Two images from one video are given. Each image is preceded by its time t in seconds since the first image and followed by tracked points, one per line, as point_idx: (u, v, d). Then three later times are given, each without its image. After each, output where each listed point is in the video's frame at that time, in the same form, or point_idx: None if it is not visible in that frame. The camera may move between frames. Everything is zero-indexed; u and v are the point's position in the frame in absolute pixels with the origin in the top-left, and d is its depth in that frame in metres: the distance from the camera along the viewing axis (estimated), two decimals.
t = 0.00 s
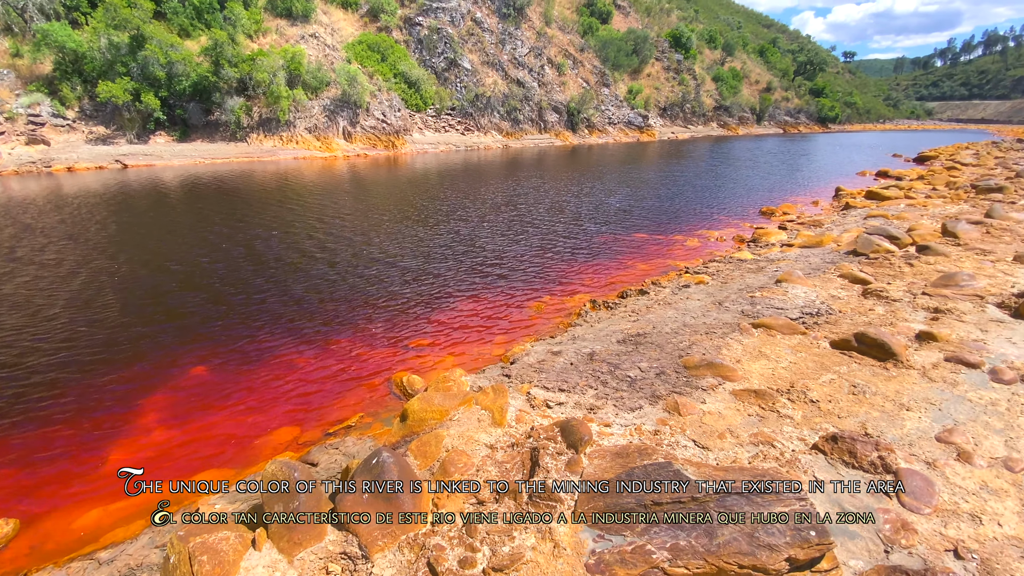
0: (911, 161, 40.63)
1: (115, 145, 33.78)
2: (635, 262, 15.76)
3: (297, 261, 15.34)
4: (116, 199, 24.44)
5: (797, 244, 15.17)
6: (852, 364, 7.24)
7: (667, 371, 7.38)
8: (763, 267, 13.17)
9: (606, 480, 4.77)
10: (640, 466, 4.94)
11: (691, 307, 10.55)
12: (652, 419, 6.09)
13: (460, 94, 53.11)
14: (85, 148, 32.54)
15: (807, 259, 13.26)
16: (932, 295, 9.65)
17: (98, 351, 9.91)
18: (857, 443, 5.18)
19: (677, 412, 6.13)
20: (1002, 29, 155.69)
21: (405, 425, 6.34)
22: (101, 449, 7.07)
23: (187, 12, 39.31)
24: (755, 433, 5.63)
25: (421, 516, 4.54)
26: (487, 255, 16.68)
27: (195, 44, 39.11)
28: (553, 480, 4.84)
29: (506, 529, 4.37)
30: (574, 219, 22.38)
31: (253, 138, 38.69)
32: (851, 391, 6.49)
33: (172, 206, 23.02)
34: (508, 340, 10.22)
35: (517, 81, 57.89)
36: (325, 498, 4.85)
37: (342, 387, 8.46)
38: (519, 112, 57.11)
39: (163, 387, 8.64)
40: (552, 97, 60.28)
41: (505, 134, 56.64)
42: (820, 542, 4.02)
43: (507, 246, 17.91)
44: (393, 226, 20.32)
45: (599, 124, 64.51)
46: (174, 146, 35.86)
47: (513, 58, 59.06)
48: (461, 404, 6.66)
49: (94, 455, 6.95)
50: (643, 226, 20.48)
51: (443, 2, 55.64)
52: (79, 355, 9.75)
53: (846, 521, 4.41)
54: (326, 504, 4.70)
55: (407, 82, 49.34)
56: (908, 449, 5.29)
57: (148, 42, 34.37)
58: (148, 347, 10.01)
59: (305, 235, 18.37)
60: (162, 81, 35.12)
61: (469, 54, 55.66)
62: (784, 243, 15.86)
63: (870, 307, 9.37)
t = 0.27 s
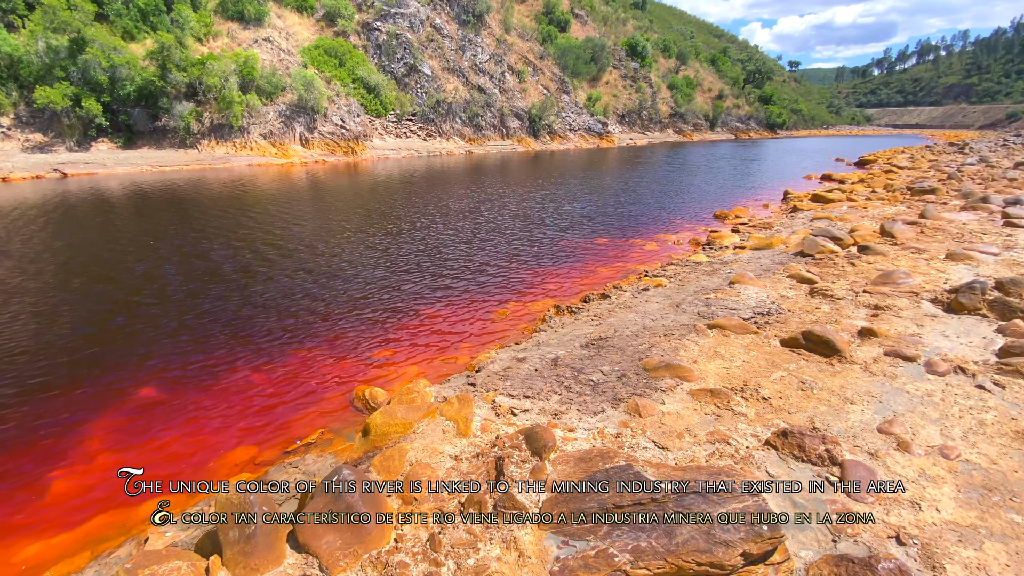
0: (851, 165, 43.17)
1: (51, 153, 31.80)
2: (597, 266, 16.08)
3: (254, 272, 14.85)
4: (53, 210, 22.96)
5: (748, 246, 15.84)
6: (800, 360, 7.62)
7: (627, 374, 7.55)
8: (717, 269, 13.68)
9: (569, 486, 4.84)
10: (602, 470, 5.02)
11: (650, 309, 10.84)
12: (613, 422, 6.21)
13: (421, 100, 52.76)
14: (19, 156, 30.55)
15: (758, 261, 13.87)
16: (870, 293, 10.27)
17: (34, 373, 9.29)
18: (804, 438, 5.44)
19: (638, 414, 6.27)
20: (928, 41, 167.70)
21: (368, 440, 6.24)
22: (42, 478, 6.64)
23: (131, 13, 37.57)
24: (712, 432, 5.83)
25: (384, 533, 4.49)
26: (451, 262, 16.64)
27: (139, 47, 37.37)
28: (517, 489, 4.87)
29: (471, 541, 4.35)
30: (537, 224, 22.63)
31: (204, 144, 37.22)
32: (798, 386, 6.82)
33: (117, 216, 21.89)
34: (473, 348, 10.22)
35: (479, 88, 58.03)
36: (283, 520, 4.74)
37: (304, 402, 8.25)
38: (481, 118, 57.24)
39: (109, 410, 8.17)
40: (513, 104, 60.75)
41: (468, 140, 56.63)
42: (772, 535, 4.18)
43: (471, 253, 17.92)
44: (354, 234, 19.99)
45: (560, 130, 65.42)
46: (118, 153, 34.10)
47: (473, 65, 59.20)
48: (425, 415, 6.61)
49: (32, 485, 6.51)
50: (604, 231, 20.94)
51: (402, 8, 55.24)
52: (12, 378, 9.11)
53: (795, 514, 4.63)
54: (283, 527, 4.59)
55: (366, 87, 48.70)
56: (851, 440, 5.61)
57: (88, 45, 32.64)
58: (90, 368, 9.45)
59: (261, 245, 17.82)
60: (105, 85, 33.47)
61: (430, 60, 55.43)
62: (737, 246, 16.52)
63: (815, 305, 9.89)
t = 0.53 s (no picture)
0: (802, 172, 45.25)
1: None
2: (564, 273, 16.28)
3: (212, 287, 14.34)
4: None
5: (709, 251, 16.36)
6: (757, 362, 7.90)
7: (594, 380, 7.65)
8: (679, 274, 14.06)
9: (537, 495, 4.86)
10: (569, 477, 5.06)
11: (615, 315, 11.04)
12: (581, 428, 6.28)
13: (385, 108, 52.33)
14: None
15: (717, 265, 14.35)
16: (822, 294, 10.76)
17: None
18: (762, 437, 5.64)
19: (605, 419, 6.36)
20: (870, 54, 177.77)
21: (332, 458, 6.10)
22: None
23: (78, 18, 35.96)
24: (675, 434, 5.97)
25: (348, 553, 4.40)
26: (417, 272, 16.51)
27: (86, 52, 35.76)
28: (484, 501, 4.86)
29: (439, 556, 4.30)
30: (504, 233, 22.73)
31: (158, 153, 35.79)
32: (757, 387, 7.07)
33: (63, 230, 20.80)
34: (441, 359, 10.15)
35: (444, 96, 58.01)
36: (244, 546, 4.60)
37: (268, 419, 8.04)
38: (447, 127, 57.19)
39: (53, 436, 7.70)
40: (479, 112, 60.98)
41: (434, 149, 56.45)
42: (733, 534, 4.31)
43: (437, 262, 17.84)
44: (318, 244, 19.60)
45: (526, 138, 66.04)
46: (64, 164, 32.43)
47: (438, 73, 59.19)
48: (391, 430, 6.51)
49: None
50: (571, 239, 21.22)
51: (364, 15, 54.81)
52: None
53: (755, 512, 4.78)
54: (242, 553, 4.44)
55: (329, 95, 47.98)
56: (805, 437, 5.85)
57: (30, 50, 31.02)
58: (31, 393, 8.89)
59: (220, 258, 17.25)
60: (49, 92, 31.89)
61: (394, 69, 55.10)
62: (697, 251, 17.03)
63: (771, 307, 10.29)
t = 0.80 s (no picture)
0: (764, 181, 46.92)
1: None
2: (536, 282, 16.38)
3: (172, 303, 13.84)
4: None
5: (676, 259, 16.75)
6: (723, 366, 8.11)
7: (565, 388, 7.69)
8: (648, 281, 14.34)
9: (507, 507, 4.85)
10: (538, 488, 5.06)
11: (586, 323, 11.17)
12: (552, 437, 6.30)
13: (354, 118, 51.86)
14: None
15: (684, 272, 14.71)
16: (783, 299, 11.14)
17: None
18: (727, 441, 5.77)
19: (575, 428, 6.40)
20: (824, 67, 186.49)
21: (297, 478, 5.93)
22: None
23: (31, 25, 34.42)
24: (644, 441, 6.05)
25: None
26: (388, 283, 16.33)
27: (38, 60, 34.29)
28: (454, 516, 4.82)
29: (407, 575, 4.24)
30: (476, 242, 22.74)
31: (115, 164, 34.47)
32: (722, 391, 7.26)
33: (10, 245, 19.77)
34: (412, 372, 10.03)
35: (414, 106, 57.89)
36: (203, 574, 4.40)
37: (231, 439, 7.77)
38: (417, 136, 57.02)
39: None
40: (450, 122, 61.03)
41: (405, 158, 56.17)
42: (698, 539, 4.39)
43: (409, 273, 17.67)
44: (285, 257, 19.17)
45: (497, 148, 66.41)
46: (14, 176, 30.95)
47: (408, 84, 59.07)
48: (360, 447, 6.39)
49: None
50: (542, 248, 21.38)
51: (332, 25, 54.39)
52: None
53: (721, 515, 4.89)
54: None
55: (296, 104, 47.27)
56: (768, 439, 6.03)
57: None
58: None
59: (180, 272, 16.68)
60: None
61: (362, 78, 54.71)
62: (665, 258, 17.41)
63: (736, 313, 10.59)
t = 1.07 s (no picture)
0: (734, 190, 48.25)
1: None
2: (513, 292, 16.41)
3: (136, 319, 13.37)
4: None
5: (650, 266, 17.01)
6: (696, 372, 8.24)
7: (541, 398, 7.69)
8: (623, 289, 14.52)
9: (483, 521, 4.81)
10: (514, 501, 5.03)
11: (562, 331, 11.22)
12: (528, 448, 6.28)
13: (328, 128, 51.37)
14: None
15: (657, 280, 14.96)
16: (752, 305, 11.42)
17: None
18: (700, 447, 5.86)
19: (551, 438, 6.39)
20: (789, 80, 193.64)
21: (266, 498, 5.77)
22: None
23: None
24: (619, 449, 6.09)
25: None
26: (363, 295, 16.13)
27: None
28: (428, 532, 4.75)
29: None
30: (454, 252, 22.70)
31: (77, 175, 33.27)
32: (695, 397, 7.37)
33: None
34: (387, 385, 9.90)
35: (389, 116, 57.69)
36: None
37: (199, 459, 7.53)
38: (393, 146, 56.77)
39: None
40: (426, 132, 60.99)
41: (380, 168, 55.83)
42: (671, 546, 4.43)
43: (385, 284, 17.48)
44: (257, 269, 18.78)
45: (473, 158, 66.61)
46: None
47: (383, 93, 58.88)
48: (332, 464, 6.27)
49: None
50: (519, 257, 21.46)
51: (305, 35, 53.95)
52: None
53: (694, 522, 4.94)
54: None
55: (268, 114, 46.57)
56: (739, 444, 6.14)
57: None
58: None
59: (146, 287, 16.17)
60: None
61: (337, 88, 54.30)
62: (639, 266, 17.68)
63: (708, 319, 10.79)
